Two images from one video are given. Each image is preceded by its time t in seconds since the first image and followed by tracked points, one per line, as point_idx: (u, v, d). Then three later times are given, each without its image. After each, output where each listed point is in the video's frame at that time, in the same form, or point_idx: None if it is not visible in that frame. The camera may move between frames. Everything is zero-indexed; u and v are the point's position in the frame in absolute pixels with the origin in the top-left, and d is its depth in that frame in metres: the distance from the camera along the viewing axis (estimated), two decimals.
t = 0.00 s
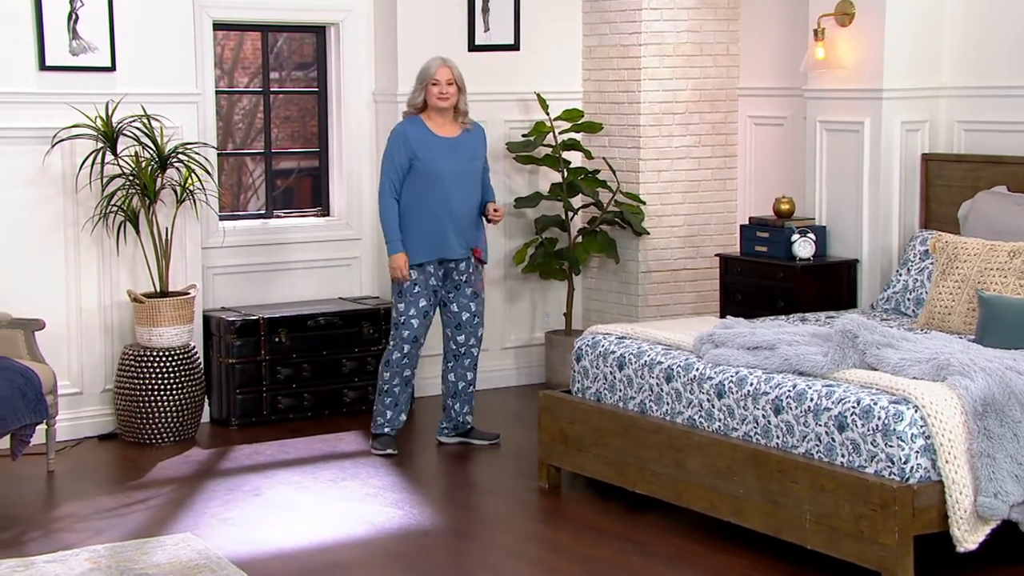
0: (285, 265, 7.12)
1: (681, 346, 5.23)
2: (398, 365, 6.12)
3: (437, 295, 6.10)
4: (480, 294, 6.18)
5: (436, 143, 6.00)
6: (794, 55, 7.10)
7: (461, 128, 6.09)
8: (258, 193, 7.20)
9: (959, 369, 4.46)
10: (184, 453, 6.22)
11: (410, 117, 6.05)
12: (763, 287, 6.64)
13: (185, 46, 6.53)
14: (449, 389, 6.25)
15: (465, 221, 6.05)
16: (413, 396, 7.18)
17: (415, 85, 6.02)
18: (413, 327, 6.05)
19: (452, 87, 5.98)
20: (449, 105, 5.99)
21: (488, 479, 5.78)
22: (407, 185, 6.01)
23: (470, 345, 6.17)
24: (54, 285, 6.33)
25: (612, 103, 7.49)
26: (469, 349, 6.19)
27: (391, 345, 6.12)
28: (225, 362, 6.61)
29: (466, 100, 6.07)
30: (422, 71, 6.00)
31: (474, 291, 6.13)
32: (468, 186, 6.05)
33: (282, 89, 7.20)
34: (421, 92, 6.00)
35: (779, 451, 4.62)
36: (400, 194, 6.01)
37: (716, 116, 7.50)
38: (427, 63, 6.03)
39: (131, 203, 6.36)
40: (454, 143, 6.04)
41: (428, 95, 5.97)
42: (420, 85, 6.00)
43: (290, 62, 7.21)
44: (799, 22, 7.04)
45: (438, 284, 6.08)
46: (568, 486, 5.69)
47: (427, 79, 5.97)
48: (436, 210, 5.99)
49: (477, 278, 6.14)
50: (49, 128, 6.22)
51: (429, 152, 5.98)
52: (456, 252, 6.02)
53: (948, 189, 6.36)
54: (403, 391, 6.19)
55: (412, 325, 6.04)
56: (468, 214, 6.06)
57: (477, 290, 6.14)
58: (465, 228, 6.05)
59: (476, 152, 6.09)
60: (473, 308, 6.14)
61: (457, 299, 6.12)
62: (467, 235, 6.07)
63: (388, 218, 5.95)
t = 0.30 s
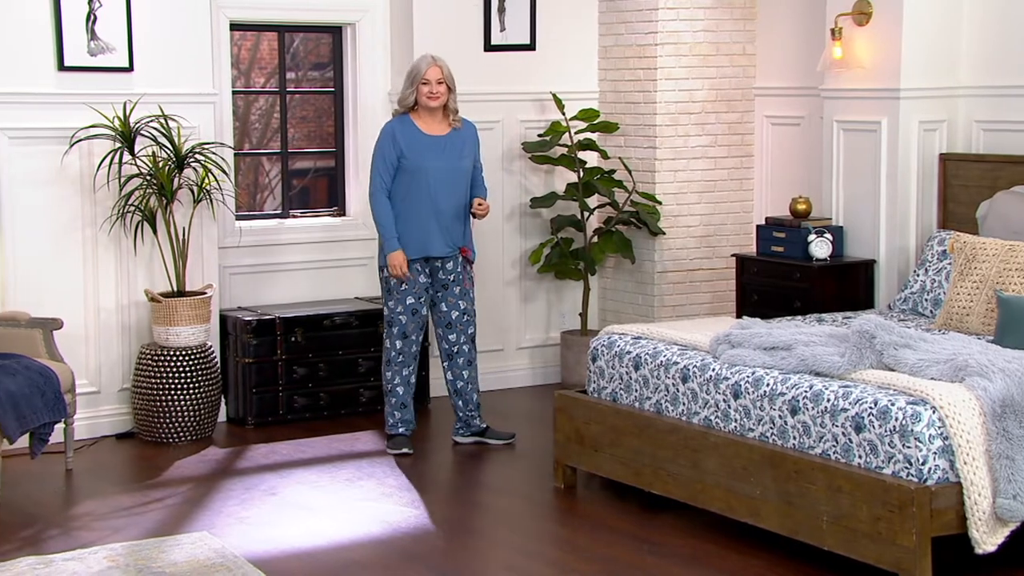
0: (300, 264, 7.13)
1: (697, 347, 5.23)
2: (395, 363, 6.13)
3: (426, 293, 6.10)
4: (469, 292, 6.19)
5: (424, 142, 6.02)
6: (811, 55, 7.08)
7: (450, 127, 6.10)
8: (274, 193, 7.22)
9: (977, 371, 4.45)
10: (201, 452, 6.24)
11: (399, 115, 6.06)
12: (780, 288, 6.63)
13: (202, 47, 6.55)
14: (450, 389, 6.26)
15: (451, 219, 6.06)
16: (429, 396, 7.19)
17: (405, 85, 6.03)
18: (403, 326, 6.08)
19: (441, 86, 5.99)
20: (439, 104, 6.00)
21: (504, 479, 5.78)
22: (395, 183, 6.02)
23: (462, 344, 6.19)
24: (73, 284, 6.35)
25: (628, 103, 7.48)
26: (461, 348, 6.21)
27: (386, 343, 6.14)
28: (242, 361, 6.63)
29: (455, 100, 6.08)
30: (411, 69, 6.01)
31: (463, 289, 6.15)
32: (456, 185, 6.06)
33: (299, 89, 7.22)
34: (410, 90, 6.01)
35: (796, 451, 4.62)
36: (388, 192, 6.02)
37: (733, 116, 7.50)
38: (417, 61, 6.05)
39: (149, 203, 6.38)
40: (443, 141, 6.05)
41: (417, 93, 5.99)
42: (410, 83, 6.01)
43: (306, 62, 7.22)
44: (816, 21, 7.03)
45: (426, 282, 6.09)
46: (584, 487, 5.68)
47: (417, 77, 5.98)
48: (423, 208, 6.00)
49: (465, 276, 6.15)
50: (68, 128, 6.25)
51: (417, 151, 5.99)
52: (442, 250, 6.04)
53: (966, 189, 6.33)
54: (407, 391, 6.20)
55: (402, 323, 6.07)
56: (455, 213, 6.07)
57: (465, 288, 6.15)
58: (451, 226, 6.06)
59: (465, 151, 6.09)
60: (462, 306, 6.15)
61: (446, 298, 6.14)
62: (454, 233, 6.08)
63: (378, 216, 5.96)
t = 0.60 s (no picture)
0: (318, 264, 7.14)
1: (715, 347, 5.23)
2: (402, 364, 6.14)
3: (429, 293, 6.12)
4: (472, 293, 6.20)
5: (425, 145, 6.01)
6: (829, 54, 7.06)
7: (452, 129, 6.09)
8: (292, 193, 7.23)
9: (997, 372, 4.43)
10: (219, 451, 6.26)
11: (401, 117, 6.06)
12: (797, 288, 6.62)
13: (221, 47, 6.57)
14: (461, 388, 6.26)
15: (452, 222, 6.06)
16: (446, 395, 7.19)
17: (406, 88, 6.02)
18: (405, 326, 6.08)
19: (443, 88, 5.97)
20: (440, 106, 5.99)
21: (521, 479, 5.79)
22: (395, 186, 6.03)
23: (467, 344, 6.20)
24: (92, 284, 6.37)
25: (645, 103, 7.48)
26: (466, 348, 6.22)
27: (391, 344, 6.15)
28: (259, 361, 6.65)
29: (456, 102, 6.06)
30: (412, 71, 6.00)
31: (465, 291, 6.15)
32: (457, 188, 6.06)
33: (316, 89, 7.22)
34: (411, 93, 6.00)
35: (814, 452, 4.61)
36: (389, 195, 6.03)
37: (751, 116, 7.49)
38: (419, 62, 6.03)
39: (167, 203, 6.40)
40: (444, 144, 6.04)
41: (417, 96, 5.98)
42: (411, 85, 6.00)
43: (324, 62, 7.23)
44: (835, 21, 7.01)
45: (428, 283, 6.10)
46: (601, 487, 5.68)
47: (418, 79, 5.97)
48: (424, 211, 6.00)
49: (467, 278, 6.16)
50: (87, 128, 6.27)
51: (418, 154, 5.99)
52: (442, 254, 6.04)
53: (986, 189, 6.31)
54: (414, 391, 6.20)
55: (404, 324, 6.08)
56: (456, 216, 6.07)
57: (468, 289, 6.16)
58: (452, 230, 6.07)
59: (467, 153, 6.08)
60: (465, 307, 6.16)
61: (448, 299, 6.16)
62: (455, 236, 6.08)
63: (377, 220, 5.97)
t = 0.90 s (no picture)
0: (333, 264, 7.15)
1: (730, 348, 5.22)
2: (414, 365, 6.14)
3: (441, 294, 6.12)
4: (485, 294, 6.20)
5: (435, 146, 6.01)
6: (845, 54, 7.05)
7: (462, 130, 6.08)
8: (307, 193, 7.24)
9: (1015, 374, 4.42)
10: (235, 451, 6.27)
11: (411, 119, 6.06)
12: (813, 288, 6.61)
13: (237, 47, 6.58)
14: (475, 388, 6.26)
15: (463, 223, 6.06)
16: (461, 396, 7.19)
17: (415, 90, 6.00)
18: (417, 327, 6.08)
19: (453, 90, 5.96)
20: (450, 109, 5.98)
21: (536, 479, 5.78)
22: (406, 188, 6.04)
23: (480, 344, 6.20)
24: (109, 284, 6.39)
25: (661, 103, 7.47)
26: (480, 348, 6.22)
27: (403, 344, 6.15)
28: (275, 360, 6.66)
29: (467, 103, 6.06)
30: (422, 73, 5.98)
31: (478, 291, 6.15)
32: (468, 189, 6.06)
33: (332, 90, 7.23)
34: (421, 95, 5.98)
35: (830, 453, 4.60)
36: (399, 197, 6.03)
37: (766, 116, 7.48)
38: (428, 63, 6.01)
39: (184, 203, 6.41)
40: (454, 145, 6.04)
41: (428, 98, 5.96)
42: (421, 86, 5.98)
43: (339, 63, 7.24)
44: (851, 21, 6.99)
45: (440, 283, 6.10)
46: (616, 487, 5.68)
47: (428, 81, 5.95)
48: (434, 213, 6.01)
49: (480, 279, 6.16)
50: (104, 129, 6.29)
51: (427, 155, 5.99)
52: (453, 254, 6.04)
53: (1003, 189, 6.29)
54: (426, 391, 6.20)
55: (416, 325, 6.07)
56: (467, 217, 6.07)
57: (480, 290, 6.16)
58: (463, 231, 6.06)
59: (477, 153, 6.09)
60: (477, 307, 6.16)
61: (460, 300, 6.16)
62: (466, 237, 6.08)
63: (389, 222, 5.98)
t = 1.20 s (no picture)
0: (348, 265, 7.16)
1: (744, 349, 5.21)
2: (430, 366, 6.14)
3: (458, 294, 6.12)
4: (502, 294, 6.19)
5: (451, 147, 6.02)
6: (859, 55, 7.03)
7: (477, 131, 6.08)
8: (321, 193, 7.25)
9: None
10: (249, 451, 6.28)
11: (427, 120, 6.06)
12: (827, 289, 6.59)
13: (250, 48, 6.59)
14: (490, 388, 6.26)
15: (480, 223, 6.07)
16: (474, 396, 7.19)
17: (432, 91, 5.99)
18: (435, 328, 6.08)
19: (470, 92, 5.96)
20: (466, 111, 5.98)
21: (549, 480, 5.78)
22: (422, 189, 6.04)
23: (497, 345, 6.20)
24: (124, 284, 6.40)
25: (674, 104, 7.46)
26: (497, 348, 6.22)
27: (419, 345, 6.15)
28: (288, 361, 6.67)
29: (482, 104, 6.06)
30: (438, 75, 5.98)
31: (494, 292, 6.14)
32: (484, 190, 6.06)
33: (346, 91, 7.24)
34: (437, 96, 5.98)
35: (845, 455, 4.59)
36: (416, 198, 6.03)
37: (780, 117, 7.47)
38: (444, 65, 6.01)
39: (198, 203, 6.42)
40: (470, 146, 6.05)
41: (444, 100, 5.96)
42: (437, 88, 5.98)
43: (353, 63, 7.24)
44: (865, 22, 6.98)
45: (457, 284, 6.10)
46: (630, 489, 5.67)
47: (444, 83, 5.96)
48: (452, 214, 6.01)
49: (496, 280, 6.15)
50: (119, 129, 6.30)
51: (444, 156, 6.00)
52: (470, 255, 6.04)
53: (1019, 189, 6.27)
54: (442, 393, 6.21)
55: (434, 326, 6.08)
56: (483, 218, 6.07)
57: (496, 291, 6.16)
58: (479, 232, 6.07)
59: (493, 154, 6.09)
60: (494, 308, 6.15)
61: (477, 300, 6.14)
62: (483, 237, 6.08)
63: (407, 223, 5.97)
